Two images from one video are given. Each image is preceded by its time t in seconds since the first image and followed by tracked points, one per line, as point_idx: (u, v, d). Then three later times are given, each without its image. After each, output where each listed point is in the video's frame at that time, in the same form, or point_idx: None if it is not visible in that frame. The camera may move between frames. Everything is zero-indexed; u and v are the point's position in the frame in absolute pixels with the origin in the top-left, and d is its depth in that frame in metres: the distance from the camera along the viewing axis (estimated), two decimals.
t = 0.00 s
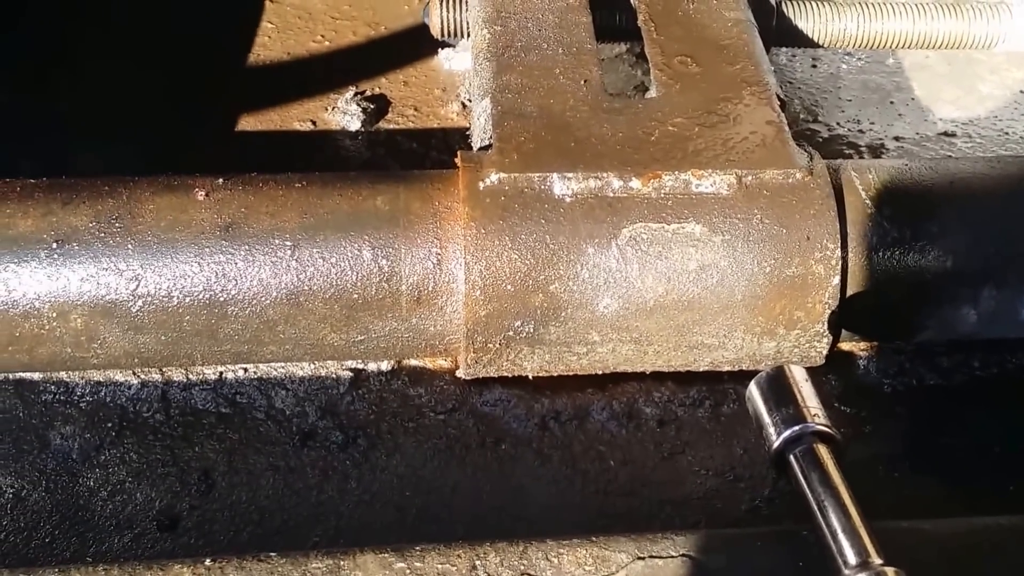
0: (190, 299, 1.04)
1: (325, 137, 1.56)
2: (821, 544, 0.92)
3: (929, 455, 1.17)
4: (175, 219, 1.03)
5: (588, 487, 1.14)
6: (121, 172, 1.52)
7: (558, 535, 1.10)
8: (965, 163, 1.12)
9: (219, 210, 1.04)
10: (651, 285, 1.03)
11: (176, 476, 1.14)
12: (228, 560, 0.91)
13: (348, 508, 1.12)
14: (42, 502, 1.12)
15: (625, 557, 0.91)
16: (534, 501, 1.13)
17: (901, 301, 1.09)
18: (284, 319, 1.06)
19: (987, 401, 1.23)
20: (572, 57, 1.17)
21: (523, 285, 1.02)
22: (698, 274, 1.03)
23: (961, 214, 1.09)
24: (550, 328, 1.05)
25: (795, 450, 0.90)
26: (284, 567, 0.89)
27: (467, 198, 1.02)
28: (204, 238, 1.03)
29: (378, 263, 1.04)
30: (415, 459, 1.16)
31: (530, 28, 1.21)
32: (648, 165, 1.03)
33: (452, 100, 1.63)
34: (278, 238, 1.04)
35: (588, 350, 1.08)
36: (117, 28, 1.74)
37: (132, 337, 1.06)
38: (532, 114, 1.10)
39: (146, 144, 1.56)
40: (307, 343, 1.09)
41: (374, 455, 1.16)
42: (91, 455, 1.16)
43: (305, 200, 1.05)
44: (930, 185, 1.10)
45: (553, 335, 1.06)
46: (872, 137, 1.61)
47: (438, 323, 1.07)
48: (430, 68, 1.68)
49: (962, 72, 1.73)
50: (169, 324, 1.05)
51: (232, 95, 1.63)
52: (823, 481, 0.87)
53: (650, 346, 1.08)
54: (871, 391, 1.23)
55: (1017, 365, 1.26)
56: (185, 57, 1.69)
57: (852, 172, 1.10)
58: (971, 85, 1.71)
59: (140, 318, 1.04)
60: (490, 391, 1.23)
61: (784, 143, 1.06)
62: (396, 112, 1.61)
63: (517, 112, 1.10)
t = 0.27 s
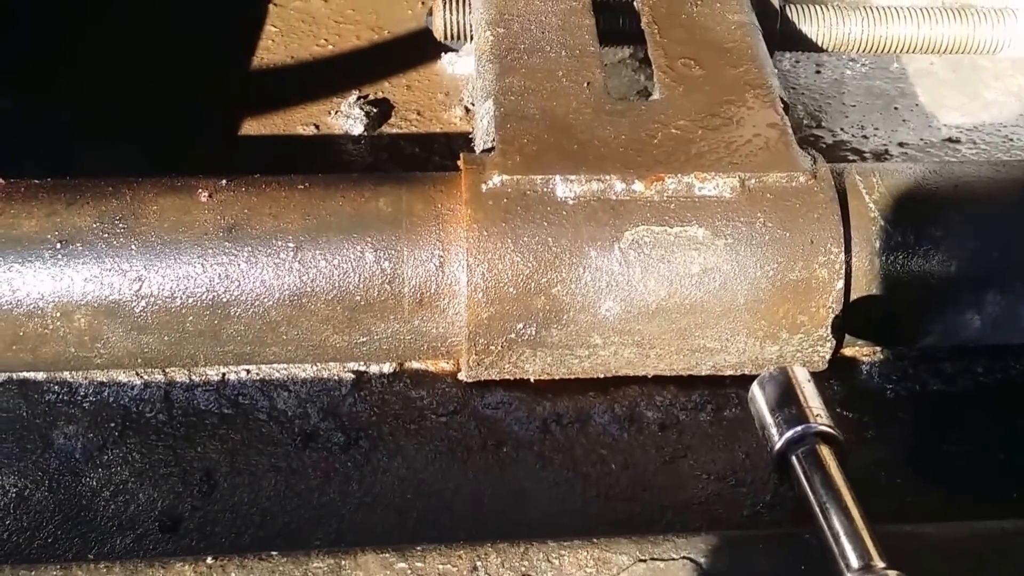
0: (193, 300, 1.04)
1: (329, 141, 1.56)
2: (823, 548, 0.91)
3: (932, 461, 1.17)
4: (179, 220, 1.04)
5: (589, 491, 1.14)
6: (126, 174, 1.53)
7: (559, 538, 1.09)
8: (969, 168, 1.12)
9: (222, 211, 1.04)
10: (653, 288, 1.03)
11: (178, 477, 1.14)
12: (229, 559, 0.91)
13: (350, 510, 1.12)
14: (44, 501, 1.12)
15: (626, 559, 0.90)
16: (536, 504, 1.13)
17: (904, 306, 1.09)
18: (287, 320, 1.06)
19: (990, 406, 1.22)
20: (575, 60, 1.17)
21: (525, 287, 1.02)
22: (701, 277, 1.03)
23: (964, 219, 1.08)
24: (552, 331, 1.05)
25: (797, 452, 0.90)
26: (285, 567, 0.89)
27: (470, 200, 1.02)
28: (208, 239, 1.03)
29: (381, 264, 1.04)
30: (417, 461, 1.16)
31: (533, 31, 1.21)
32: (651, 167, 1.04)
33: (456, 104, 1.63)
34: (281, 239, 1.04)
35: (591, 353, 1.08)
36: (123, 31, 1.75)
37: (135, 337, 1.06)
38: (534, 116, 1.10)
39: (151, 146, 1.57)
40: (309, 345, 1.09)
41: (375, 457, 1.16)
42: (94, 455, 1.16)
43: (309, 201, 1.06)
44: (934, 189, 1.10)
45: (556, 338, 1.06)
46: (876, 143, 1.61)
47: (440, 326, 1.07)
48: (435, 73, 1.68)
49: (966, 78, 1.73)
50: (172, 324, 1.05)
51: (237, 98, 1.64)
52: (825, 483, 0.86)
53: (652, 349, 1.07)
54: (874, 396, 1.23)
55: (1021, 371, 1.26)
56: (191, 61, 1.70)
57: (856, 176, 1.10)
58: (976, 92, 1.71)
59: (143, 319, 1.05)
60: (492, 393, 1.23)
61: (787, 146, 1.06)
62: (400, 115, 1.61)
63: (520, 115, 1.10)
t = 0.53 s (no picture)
0: (194, 301, 1.04)
1: (332, 143, 1.57)
2: (823, 551, 0.91)
3: (933, 465, 1.17)
4: (180, 221, 1.04)
5: (590, 493, 1.14)
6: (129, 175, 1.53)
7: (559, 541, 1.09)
8: (970, 171, 1.12)
9: (223, 212, 1.05)
10: (653, 291, 1.03)
11: (179, 477, 1.14)
12: (228, 559, 0.91)
13: (350, 511, 1.12)
14: (46, 501, 1.12)
15: (625, 561, 0.90)
16: (536, 507, 1.13)
17: (905, 309, 1.09)
18: (287, 322, 1.06)
19: (992, 411, 1.22)
20: (576, 63, 1.17)
21: (526, 289, 1.02)
22: (702, 280, 1.03)
23: (965, 223, 1.08)
24: (552, 334, 1.05)
25: (797, 455, 0.89)
26: (285, 568, 0.89)
27: (471, 202, 1.02)
28: (209, 240, 1.03)
29: (382, 266, 1.04)
30: (417, 463, 1.16)
31: (535, 34, 1.21)
32: (652, 170, 1.04)
33: (458, 106, 1.63)
34: (282, 241, 1.04)
35: (591, 355, 1.08)
36: (127, 33, 1.75)
37: (136, 338, 1.06)
38: (535, 119, 1.10)
39: (154, 148, 1.57)
40: (310, 346, 1.09)
41: (375, 459, 1.16)
42: (95, 456, 1.16)
43: (310, 203, 1.06)
44: (935, 193, 1.10)
45: (556, 340, 1.06)
46: (878, 146, 1.61)
47: (441, 328, 1.07)
48: (437, 75, 1.69)
49: (969, 83, 1.73)
50: (173, 325, 1.05)
51: (240, 100, 1.64)
52: (825, 486, 0.86)
53: (652, 352, 1.07)
54: (875, 399, 1.23)
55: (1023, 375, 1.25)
56: (194, 63, 1.71)
57: (857, 179, 1.10)
58: (978, 96, 1.71)
59: (144, 320, 1.05)
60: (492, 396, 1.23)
61: (788, 149, 1.06)
62: (403, 118, 1.61)
63: (521, 117, 1.10)
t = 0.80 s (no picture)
0: (193, 302, 1.04)
1: (333, 145, 1.57)
2: (821, 554, 0.91)
3: (933, 468, 1.17)
4: (180, 222, 1.04)
5: (589, 495, 1.14)
6: (131, 176, 1.53)
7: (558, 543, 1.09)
8: (970, 174, 1.12)
9: (223, 213, 1.05)
10: (652, 293, 1.03)
11: (178, 478, 1.14)
12: (226, 560, 0.91)
13: (350, 512, 1.12)
14: (46, 501, 1.12)
15: (623, 563, 0.90)
16: (535, 509, 1.12)
17: (905, 312, 1.09)
18: (287, 323, 1.06)
19: (992, 414, 1.22)
20: (576, 66, 1.18)
21: (525, 291, 1.02)
22: (701, 282, 1.03)
23: (965, 225, 1.08)
24: (551, 336, 1.05)
25: (793, 457, 0.89)
26: (282, 568, 0.89)
27: (470, 204, 1.02)
28: (209, 242, 1.04)
29: (381, 268, 1.05)
30: (416, 464, 1.16)
31: (535, 36, 1.22)
32: (652, 173, 1.04)
33: (460, 109, 1.64)
34: (282, 242, 1.04)
35: (590, 357, 1.08)
36: (129, 35, 1.76)
37: (136, 339, 1.06)
38: (535, 121, 1.10)
39: (156, 149, 1.58)
40: (309, 347, 1.09)
41: (375, 461, 1.16)
42: (95, 456, 1.16)
43: (310, 204, 1.06)
44: (935, 196, 1.10)
45: (555, 342, 1.06)
46: (880, 149, 1.61)
47: (440, 329, 1.07)
48: (439, 78, 1.69)
49: (970, 86, 1.73)
50: (173, 326, 1.06)
51: (242, 102, 1.64)
52: (821, 488, 0.85)
53: (652, 354, 1.07)
54: (875, 402, 1.23)
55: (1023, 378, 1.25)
56: (196, 65, 1.71)
57: (856, 182, 1.10)
58: (980, 99, 1.71)
59: (144, 321, 1.05)
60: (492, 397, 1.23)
61: (788, 152, 1.06)
62: (404, 120, 1.62)
63: (521, 119, 1.11)
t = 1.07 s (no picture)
0: (193, 303, 1.04)
1: (333, 146, 1.57)
2: (819, 556, 0.91)
3: (931, 471, 1.17)
4: (179, 223, 1.04)
5: (587, 497, 1.14)
6: (132, 177, 1.54)
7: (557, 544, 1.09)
8: (969, 176, 1.12)
9: (222, 214, 1.05)
10: (651, 295, 1.03)
11: (177, 479, 1.14)
12: (223, 561, 0.91)
13: (348, 513, 1.12)
14: (45, 502, 1.13)
15: (620, 565, 0.90)
16: (534, 510, 1.13)
17: (903, 314, 1.09)
18: (286, 324, 1.06)
19: (991, 416, 1.22)
20: (576, 67, 1.18)
21: (523, 293, 1.02)
22: (699, 284, 1.03)
23: (964, 228, 1.08)
24: (550, 337, 1.05)
25: (790, 458, 0.89)
26: (279, 569, 0.90)
27: (469, 205, 1.02)
28: (208, 243, 1.04)
29: (380, 269, 1.05)
30: (415, 465, 1.16)
31: (535, 38, 1.22)
32: (650, 174, 1.04)
33: (460, 111, 1.64)
34: (281, 243, 1.04)
35: (589, 359, 1.08)
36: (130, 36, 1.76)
37: (135, 340, 1.07)
38: (535, 123, 1.11)
39: (156, 150, 1.58)
40: (308, 348, 1.09)
41: (374, 462, 1.16)
42: (94, 457, 1.16)
43: (309, 206, 1.06)
44: (934, 198, 1.10)
45: (554, 343, 1.06)
46: (880, 152, 1.61)
47: (439, 331, 1.07)
48: (440, 80, 1.69)
49: (970, 88, 1.73)
50: (172, 327, 1.06)
51: (243, 104, 1.65)
52: (817, 489, 0.85)
53: (650, 356, 1.07)
54: (874, 404, 1.23)
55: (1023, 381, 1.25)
56: (197, 66, 1.71)
57: (855, 184, 1.10)
58: (980, 101, 1.71)
59: (143, 322, 1.05)
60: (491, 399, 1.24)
61: (787, 154, 1.06)
62: (405, 122, 1.62)
63: (520, 121, 1.11)
